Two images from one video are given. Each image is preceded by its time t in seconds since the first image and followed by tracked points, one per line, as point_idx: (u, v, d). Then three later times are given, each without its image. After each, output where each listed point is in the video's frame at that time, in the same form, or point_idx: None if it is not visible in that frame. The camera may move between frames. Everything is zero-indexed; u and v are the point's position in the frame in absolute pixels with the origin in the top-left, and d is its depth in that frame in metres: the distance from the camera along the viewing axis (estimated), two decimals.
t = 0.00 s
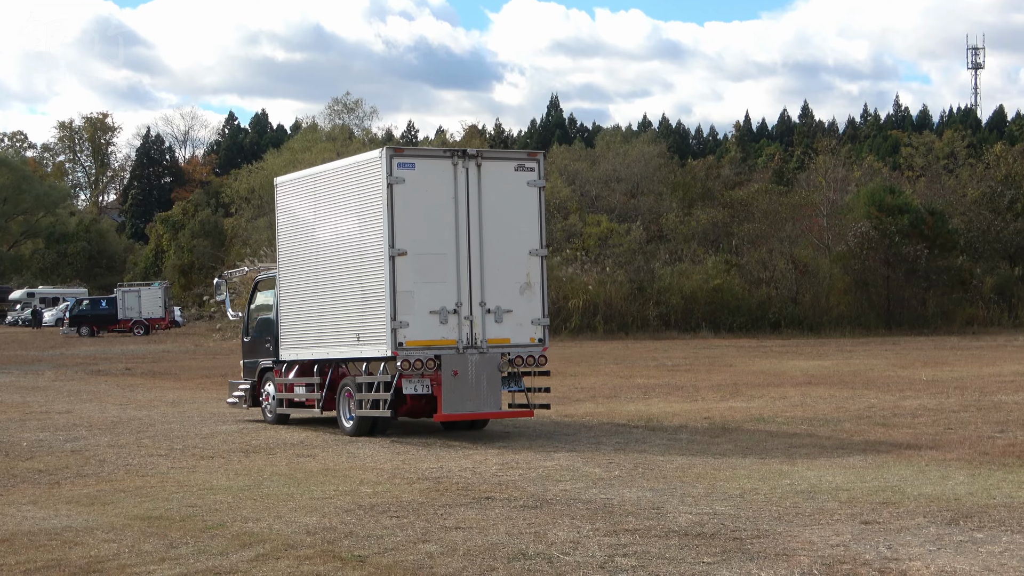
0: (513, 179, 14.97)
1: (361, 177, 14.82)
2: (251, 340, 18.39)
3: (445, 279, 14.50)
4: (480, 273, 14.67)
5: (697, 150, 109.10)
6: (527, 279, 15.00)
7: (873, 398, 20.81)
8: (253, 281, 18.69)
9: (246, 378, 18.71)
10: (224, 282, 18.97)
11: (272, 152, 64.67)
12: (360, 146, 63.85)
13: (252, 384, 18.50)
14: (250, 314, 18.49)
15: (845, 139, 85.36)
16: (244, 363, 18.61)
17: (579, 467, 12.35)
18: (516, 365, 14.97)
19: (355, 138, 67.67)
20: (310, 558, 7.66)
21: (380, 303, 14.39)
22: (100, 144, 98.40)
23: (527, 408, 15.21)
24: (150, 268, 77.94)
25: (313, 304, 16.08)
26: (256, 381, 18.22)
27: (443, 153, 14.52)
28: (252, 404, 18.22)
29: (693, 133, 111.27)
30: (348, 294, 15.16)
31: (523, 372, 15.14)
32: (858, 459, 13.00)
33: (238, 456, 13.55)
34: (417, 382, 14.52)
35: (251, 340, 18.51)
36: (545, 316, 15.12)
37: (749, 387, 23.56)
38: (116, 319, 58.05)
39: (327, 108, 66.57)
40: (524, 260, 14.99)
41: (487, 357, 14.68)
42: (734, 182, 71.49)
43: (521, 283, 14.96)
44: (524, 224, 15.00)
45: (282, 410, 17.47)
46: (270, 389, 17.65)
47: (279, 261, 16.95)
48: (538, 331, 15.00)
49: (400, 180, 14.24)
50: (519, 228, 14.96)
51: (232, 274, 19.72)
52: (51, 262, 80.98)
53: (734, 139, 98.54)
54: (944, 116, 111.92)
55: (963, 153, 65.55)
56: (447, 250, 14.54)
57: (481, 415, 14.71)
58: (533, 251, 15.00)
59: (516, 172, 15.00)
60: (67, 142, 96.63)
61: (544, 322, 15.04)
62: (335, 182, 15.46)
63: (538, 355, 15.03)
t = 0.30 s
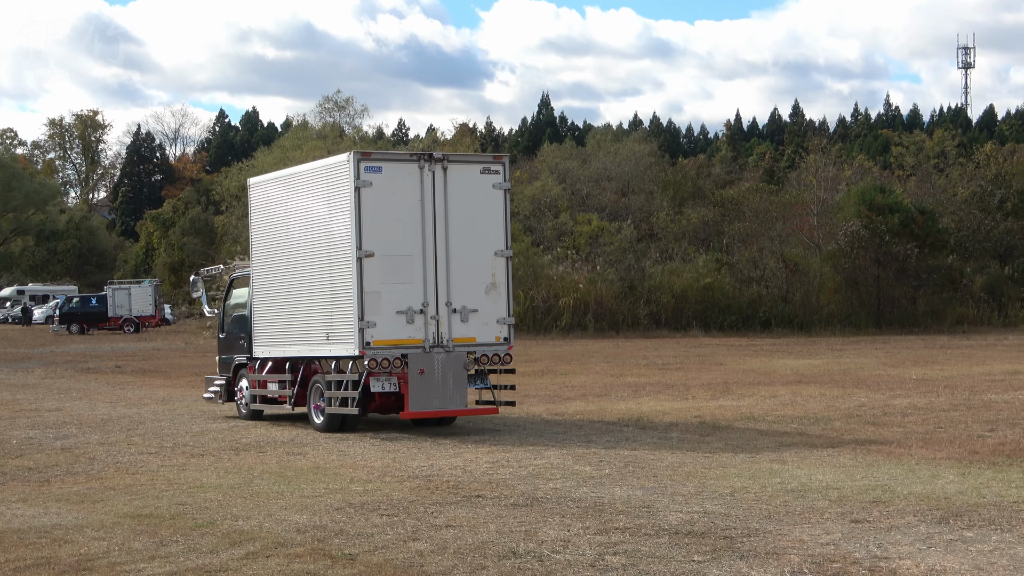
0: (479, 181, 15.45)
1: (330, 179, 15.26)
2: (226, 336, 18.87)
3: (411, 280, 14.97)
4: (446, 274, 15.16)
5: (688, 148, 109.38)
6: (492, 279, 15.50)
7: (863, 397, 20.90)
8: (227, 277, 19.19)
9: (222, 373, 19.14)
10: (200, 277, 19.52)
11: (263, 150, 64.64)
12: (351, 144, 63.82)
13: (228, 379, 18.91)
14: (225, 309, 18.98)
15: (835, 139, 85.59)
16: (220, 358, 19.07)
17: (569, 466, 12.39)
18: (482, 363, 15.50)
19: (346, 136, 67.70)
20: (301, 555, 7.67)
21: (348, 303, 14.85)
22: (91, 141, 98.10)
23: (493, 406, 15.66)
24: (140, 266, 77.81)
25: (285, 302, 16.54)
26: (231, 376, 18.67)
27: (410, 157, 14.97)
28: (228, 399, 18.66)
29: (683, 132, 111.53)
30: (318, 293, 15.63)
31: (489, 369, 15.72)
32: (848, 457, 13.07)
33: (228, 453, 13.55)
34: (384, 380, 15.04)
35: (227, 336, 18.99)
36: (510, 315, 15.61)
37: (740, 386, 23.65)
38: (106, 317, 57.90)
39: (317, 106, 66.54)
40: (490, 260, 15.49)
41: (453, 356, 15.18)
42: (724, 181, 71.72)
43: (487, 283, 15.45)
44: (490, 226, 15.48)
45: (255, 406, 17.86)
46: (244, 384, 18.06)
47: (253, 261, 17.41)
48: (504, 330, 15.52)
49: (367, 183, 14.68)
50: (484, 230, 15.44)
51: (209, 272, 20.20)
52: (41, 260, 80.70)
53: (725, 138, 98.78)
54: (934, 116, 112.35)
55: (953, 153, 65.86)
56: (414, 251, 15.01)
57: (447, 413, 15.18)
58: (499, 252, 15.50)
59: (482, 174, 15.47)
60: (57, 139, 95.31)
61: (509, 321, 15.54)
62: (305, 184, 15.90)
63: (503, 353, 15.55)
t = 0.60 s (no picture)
0: (447, 181, 15.91)
1: (301, 180, 15.68)
2: (204, 333, 19.40)
3: (381, 277, 15.41)
4: (415, 271, 15.60)
5: (681, 146, 109.53)
6: (461, 276, 15.95)
7: (856, 395, 20.95)
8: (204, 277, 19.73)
9: (199, 370, 19.65)
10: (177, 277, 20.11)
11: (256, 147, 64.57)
12: (345, 142, 63.74)
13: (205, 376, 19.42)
14: (201, 308, 19.52)
15: (828, 136, 85.69)
16: (198, 355, 19.59)
17: (562, 463, 12.42)
18: (451, 359, 15.93)
19: (339, 133, 67.72)
20: (293, 553, 7.68)
21: (319, 300, 15.29)
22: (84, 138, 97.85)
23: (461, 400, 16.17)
24: (133, 263, 77.67)
25: (259, 300, 16.97)
26: (208, 373, 19.19)
27: (378, 157, 15.41)
28: (204, 396, 19.12)
29: (677, 129, 111.68)
30: (290, 290, 16.06)
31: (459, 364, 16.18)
32: (841, 455, 13.09)
33: (221, 451, 13.55)
34: (356, 374, 15.52)
35: (204, 334, 19.54)
36: (478, 311, 16.06)
37: (732, 383, 23.70)
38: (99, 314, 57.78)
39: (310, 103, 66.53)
40: (458, 258, 15.93)
41: (422, 351, 15.68)
42: (717, 178, 71.87)
43: (455, 280, 15.91)
44: (458, 224, 15.93)
45: (231, 402, 18.33)
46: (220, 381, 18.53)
47: (228, 260, 17.82)
48: (472, 326, 15.96)
49: (337, 182, 15.12)
50: (452, 228, 15.88)
51: (187, 273, 20.75)
52: (34, 257, 80.49)
53: (718, 136, 98.93)
54: (927, 114, 112.60)
55: (946, 151, 66.06)
56: (383, 249, 15.45)
57: (418, 406, 15.68)
58: (467, 250, 15.96)
59: (449, 174, 15.93)
60: (51, 137, 94.11)
61: (477, 317, 15.99)
62: (277, 185, 16.32)
63: (471, 348, 16.00)
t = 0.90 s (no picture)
0: (418, 180, 16.21)
1: (276, 180, 16.09)
2: (184, 330, 19.83)
3: (353, 274, 15.78)
4: (387, 268, 15.94)
5: (675, 143, 109.65)
6: (431, 274, 16.28)
7: (850, 392, 21.00)
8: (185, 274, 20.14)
9: (180, 366, 20.05)
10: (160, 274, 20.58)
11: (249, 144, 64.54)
12: (339, 139, 63.71)
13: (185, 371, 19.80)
14: (182, 305, 19.94)
15: (822, 134, 85.87)
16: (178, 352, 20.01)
17: (557, 460, 12.43)
18: (421, 355, 16.31)
19: (333, 130, 67.82)
20: (287, 551, 7.69)
21: (292, 297, 15.71)
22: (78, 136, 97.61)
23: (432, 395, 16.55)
24: (126, 260, 77.62)
25: (237, 297, 17.42)
26: (187, 369, 19.58)
27: (351, 157, 15.76)
28: (183, 391, 19.49)
29: (670, 127, 111.85)
30: (265, 288, 16.49)
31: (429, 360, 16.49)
32: (835, 452, 13.12)
33: (214, 448, 13.55)
34: (327, 370, 15.93)
35: (184, 331, 19.93)
36: (449, 308, 16.39)
37: (725, 380, 23.76)
38: (92, 312, 57.72)
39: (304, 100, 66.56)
40: (428, 256, 16.27)
41: (393, 347, 16.02)
42: (711, 175, 71.99)
43: (425, 278, 16.25)
44: (428, 222, 16.26)
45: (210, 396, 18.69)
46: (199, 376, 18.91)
47: (209, 257, 18.27)
48: (443, 323, 16.30)
49: (309, 182, 15.51)
50: (423, 227, 16.22)
51: (168, 270, 21.09)
52: (27, 254, 80.31)
53: (712, 134, 99.07)
54: (921, 111, 112.85)
55: (940, 148, 66.24)
56: (355, 247, 15.82)
57: (389, 401, 16.07)
58: (437, 248, 16.29)
59: (420, 174, 16.24)
60: (44, 134, 93.49)
61: (448, 313, 16.33)
62: (254, 184, 16.75)
63: (442, 344, 16.34)
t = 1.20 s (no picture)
0: (391, 182, 16.65)
1: (252, 181, 16.45)
2: (163, 326, 20.18)
3: (327, 273, 16.20)
4: (361, 267, 16.38)
5: (671, 140, 109.56)
6: (404, 273, 16.74)
7: (844, 388, 21.05)
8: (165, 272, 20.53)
9: (159, 361, 20.38)
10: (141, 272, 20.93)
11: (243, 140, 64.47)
12: (334, 136, 63.57)
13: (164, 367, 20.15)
14: (162, 302, 20.31)
15: (818, 131, 85.75)
16: (158, 348, 20.35)
17: (553, 457, 12.44)
18: (395, 351, 16.74)
19: (329, 127, 67.72)
20: (282, 547, 7.70)
21: (267, 296, 16.08)
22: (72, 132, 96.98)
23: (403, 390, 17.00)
24: (121, 258, 77.33)
25: (214, 295, 17.77)
26: (167, 364, 19.94)
27: (326, 159, 16.17)
28: (163, 385, 19.84)
29: (666, 124, 111.77)
30: (242, 286, 16.86)
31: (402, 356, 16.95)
32: (830, 449, 13.15)
33: (209, 445, 13.56)
34: (303, 366, 16.21)
35: (164, 327, 20.29)
36: (421, 306, 16.86)
37: (720, 377, 23.78)
38: (87, 309, 57.58)
39: (299, 96, 66.49)
40: (401, 256, 16.71)
41: (367, 344, 16.45)
42: (707, 172, 71.96)
43: (399, 276, 16.70)
44: (402, 223, 16.71)
45: (189, 391, 19.06)
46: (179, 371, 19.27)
47: (187, 256, 18.63)
48: (415, 320, 16.77)
49: (285, 183, 15.89)
50: (396, 227, 16.66)
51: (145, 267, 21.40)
52: (22, 251, 79.97)
53: (708, 130, 99.04)
54: (917, 108, 112.86)
55: (935, 145, 66.26)
56: (329, 247, 16.23)
57: (362, 396, 16.44)
58: (410, 248, 16.75)
59: (394, 175, 16.67)
60: (38, 130, 93.40)
61: (420, 311, 16.80)
62: (231, 185, 17.11)
63: (414, 341, 16.80)
